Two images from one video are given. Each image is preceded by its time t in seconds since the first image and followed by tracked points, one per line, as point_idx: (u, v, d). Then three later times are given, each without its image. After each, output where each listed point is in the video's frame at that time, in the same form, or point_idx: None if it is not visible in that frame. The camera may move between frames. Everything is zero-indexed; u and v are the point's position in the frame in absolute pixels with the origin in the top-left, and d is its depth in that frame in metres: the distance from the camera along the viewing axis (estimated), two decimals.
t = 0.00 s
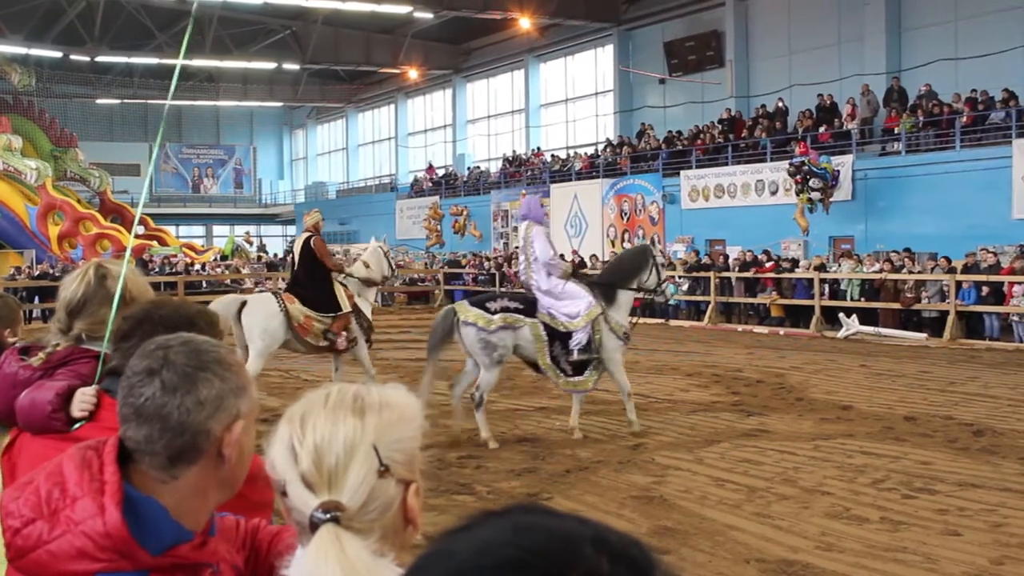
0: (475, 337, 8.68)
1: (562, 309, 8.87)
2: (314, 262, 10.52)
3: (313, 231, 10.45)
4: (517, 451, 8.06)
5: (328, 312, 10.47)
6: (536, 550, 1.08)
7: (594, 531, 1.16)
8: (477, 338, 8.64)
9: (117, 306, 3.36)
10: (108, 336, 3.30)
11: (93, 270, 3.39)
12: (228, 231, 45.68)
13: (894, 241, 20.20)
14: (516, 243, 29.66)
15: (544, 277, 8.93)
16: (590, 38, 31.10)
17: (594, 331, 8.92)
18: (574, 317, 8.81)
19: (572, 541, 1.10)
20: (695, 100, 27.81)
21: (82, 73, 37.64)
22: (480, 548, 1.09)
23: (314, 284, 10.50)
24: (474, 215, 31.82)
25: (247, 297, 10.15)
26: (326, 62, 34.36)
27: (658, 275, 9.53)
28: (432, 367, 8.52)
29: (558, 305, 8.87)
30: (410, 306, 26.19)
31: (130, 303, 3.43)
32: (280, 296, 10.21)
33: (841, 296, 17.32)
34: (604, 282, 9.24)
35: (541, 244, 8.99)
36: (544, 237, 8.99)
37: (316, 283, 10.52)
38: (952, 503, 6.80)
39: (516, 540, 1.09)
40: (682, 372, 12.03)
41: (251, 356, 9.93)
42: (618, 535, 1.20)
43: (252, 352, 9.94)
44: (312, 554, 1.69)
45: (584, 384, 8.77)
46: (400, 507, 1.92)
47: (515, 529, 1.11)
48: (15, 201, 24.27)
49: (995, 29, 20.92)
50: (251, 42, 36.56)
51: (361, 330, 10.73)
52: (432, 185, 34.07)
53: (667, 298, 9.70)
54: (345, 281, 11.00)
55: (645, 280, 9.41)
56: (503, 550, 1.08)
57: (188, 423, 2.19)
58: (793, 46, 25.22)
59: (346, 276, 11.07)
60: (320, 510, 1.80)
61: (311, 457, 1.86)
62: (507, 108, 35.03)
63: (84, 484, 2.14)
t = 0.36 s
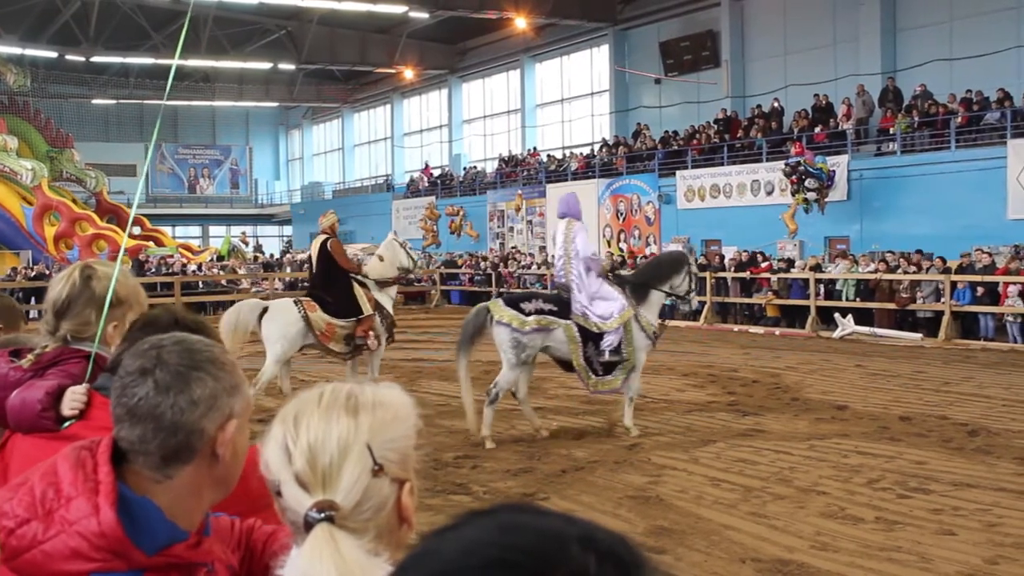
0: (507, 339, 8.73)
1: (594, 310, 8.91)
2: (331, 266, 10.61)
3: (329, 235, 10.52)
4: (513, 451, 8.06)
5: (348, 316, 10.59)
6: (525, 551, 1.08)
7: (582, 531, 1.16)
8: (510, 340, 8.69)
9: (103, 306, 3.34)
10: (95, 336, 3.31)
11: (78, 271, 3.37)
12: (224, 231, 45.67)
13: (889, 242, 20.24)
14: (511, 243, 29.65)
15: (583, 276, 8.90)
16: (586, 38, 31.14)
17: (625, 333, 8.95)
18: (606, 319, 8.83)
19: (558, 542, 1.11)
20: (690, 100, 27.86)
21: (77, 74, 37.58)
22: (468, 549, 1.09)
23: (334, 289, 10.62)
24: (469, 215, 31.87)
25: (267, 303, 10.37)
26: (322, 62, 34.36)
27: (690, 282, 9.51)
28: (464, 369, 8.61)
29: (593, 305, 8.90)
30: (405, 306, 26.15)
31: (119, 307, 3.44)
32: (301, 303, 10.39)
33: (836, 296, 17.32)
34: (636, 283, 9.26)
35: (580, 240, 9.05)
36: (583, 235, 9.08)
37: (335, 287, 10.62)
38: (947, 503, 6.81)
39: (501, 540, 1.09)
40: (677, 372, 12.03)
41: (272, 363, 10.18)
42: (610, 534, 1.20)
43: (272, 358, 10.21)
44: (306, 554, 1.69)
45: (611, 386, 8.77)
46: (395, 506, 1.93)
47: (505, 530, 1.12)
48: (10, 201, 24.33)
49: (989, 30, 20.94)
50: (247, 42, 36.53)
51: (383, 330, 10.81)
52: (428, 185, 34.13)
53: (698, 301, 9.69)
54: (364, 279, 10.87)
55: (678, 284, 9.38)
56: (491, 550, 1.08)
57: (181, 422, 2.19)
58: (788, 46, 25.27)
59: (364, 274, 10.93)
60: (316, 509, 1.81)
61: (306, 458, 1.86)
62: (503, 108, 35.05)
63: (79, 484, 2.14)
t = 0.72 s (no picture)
0: (542, 333, 8.88)
1: (626, 306, 9.07)
2: (353, 264, 10.71)
3: (354, 233, 10.64)
4: (506, 451, 8.05)
5: (361, 315, 10.62)
6: (510, 548, 1.09)
7: (572, 528, 1.16)
8: (546, 334, 8.85)
9: (94, 305, 3.33)
10: (87, 335, 3.29)
11: (68, 270, 3.36)
12: (217, 232, 45.63)
13: (881, 242, 20.29)
14: (504, 243, 29.70)
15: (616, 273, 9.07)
16: (579, 39, 31.20)
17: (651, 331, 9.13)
18: (635, 316, 9.04)
19: (548, 538, 1.11)
20: (683, 101, 27.94)
21: (70, 74, 37.50)
22: (456, 547, 1.10)
23: (352, 287, 10.68)
24: (462, 215, 31.96)
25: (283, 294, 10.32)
26: (316, 63, 34.35)
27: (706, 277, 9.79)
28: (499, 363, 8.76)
29: (624, 301, 9.06)
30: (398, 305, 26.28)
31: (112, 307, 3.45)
32: (316, 296, 10.36)
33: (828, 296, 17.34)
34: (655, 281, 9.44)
35: (613, 236, 9.19)
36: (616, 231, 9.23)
37: (352, 285, 10.67)
38: (938, 503, 6.83)
39: (490, 539, 1.10)
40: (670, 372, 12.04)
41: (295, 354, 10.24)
42: (602, 532, 1.21)
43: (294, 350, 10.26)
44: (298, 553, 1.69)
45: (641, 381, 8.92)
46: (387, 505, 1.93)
47: (493, 529, 1.12)
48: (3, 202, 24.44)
49: (980, 31, 21.00)
50: (240, 43, 36.49)
51: (393, 334, 10.80)
52: (421, 185, 34.18)
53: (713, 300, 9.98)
54: (383, 282, 10.97)
55: (696, 281, 9.63)
56: (479, 549, 1.09)
57: (172, 422, 2.18)
58: (780, 47, 25.35)
59: (384, 276, 11.05)
60: (308, 509, 1.81)
61: (298, 457, 1.87)
62: (496, 108, 35.11)
63: (70, 485, 2.15)
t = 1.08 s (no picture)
0: (569, 332, 8.95)
1: (647, 308, 9.27)
2: (366, 263, 10.62)
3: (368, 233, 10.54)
4: (494, 451, 8.05)
5: (374, 314, 10.55)
6: (491, 549, 1.10)
7: (552, 527, 1.18)
8: (573, 333, 8.93)
9: (84, 305, 3.35)
10: (76, 337, 3.29)
11: (57, 271, 3.39)
12: (206, 234, 45.61)
13: (867, 243, 20.37)
14: (493, 245, 29.74)
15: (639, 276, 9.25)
16: (567, 41, 31.22)
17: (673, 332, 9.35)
18: (658, 318, 9.23)
19: (529, 539, 1.12)
20: (670, 103, 28.05)
21: (57, 76, 37.31)
22: (438, 547, 1.10)
23: (364, 286, 10.61)
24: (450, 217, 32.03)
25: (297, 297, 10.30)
26: (305, 65, 34.28)
27: (727, 281, 10.13)
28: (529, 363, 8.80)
29: (646, 303, 9.25)
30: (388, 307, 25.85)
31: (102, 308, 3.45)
32: (329, 296, 10.29)
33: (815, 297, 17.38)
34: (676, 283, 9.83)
35: (636, 241, 9.35)
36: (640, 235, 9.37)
37: (365, 284, 10.59)
38: (925, 502, 6.87)
39: (474, 539, 1.11)
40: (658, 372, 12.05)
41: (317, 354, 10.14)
42: (585, 532, 1.23)
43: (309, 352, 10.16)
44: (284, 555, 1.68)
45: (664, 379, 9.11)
46: (373, 508, 1.94)
47: (474, 529, 1.13)
48: None
49: (967, 34, 21.07)
50: (229, 45, 36.42)
51: (408, 334, 10.75)
52: (409, 188, 34.21)
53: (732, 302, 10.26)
54: (396, 282, 10.89)
55: (715, 285, 9.97)
56: (460, 549, 1.09)
57: (157, 423, 2.20)
58: (768, 49, 25.44)
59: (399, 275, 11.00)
60: (293, 512, 1.82)
61: (283, 458, 1.88)
62: (485, 111, 35.22)
63: (55, 487, 2.15)
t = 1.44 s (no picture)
0: (579, 333, 9.06)
1: (659, 307, 9.34)
2: (380, 265, 10.94)
3: (380, 237, 10.87)
4: (476, 455, 8.03)
5: (388, 313, 10.81)
6: (464, 549, 1.11)
7: (522, 530, 1.19)
8: (582, 333, 9.03)
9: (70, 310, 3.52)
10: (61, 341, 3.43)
11: (45, 276, 3.55)
12: (189, 236, 45.48)
13: (849, 246, 20.49)
14: (476, 248, 29.71)
15: (652, 275, 9.32)
16: (550, 44, 31.27)
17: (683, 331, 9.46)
18: (669, 316, 9.32)
19: (499, 541, 1.13)
20: (653, 106, 28.14)
21: (39, 79, 37.05)
22: (411, 548, 1.12)
23: (376, 287, 10.90)
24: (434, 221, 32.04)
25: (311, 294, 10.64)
26: (288, 68, 34.15)
27: (732, 284, 10.12)
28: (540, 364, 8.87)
29: (657, 303, 9.32)
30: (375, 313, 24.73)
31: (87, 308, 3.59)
32: (341, 295, 10.64)
33: (797, 300, 17.41)
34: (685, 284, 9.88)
35: (650, 240, 9.46)
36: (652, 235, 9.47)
37: (379, 285, 10.90)
38: (905, 503, 6.90)
39: (444, 541, 1.11)
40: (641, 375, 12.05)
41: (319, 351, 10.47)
42: (558, 538, 1.24)
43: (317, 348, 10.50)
44: (261, 557, 1.68)
45: (673, 379, 9.22)
46: (351, 511, 1.94)
47: (448, 531, 1.14)
48: None
49: (947, 37, 21.19)
50: (212, 49, 36.30)
51: (424, 332, 10.89)
52: (392, 191, 34.21)
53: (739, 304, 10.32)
54: (411, 283, 11.08)
55: (722, 287, 9.99)
56: (431, 551, 1.11)
57: (136, 426, 2.18)
58: (750, 52, 25.55)
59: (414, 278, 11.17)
60: (271, 514, 1.81)
61: (261, 461, 1.88)
62: (468, 114, 35.27)
63: (35, 491, 2.16)
